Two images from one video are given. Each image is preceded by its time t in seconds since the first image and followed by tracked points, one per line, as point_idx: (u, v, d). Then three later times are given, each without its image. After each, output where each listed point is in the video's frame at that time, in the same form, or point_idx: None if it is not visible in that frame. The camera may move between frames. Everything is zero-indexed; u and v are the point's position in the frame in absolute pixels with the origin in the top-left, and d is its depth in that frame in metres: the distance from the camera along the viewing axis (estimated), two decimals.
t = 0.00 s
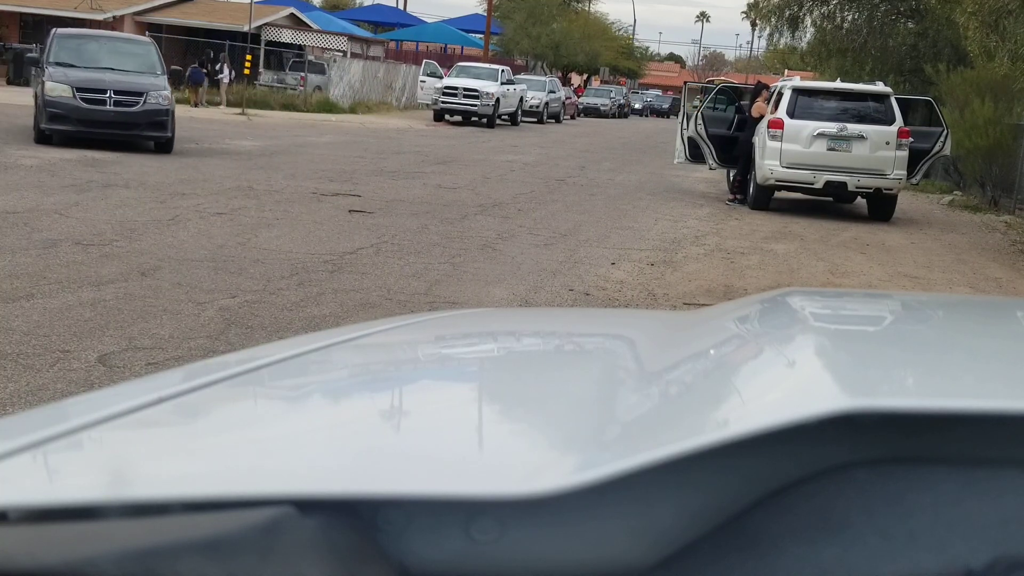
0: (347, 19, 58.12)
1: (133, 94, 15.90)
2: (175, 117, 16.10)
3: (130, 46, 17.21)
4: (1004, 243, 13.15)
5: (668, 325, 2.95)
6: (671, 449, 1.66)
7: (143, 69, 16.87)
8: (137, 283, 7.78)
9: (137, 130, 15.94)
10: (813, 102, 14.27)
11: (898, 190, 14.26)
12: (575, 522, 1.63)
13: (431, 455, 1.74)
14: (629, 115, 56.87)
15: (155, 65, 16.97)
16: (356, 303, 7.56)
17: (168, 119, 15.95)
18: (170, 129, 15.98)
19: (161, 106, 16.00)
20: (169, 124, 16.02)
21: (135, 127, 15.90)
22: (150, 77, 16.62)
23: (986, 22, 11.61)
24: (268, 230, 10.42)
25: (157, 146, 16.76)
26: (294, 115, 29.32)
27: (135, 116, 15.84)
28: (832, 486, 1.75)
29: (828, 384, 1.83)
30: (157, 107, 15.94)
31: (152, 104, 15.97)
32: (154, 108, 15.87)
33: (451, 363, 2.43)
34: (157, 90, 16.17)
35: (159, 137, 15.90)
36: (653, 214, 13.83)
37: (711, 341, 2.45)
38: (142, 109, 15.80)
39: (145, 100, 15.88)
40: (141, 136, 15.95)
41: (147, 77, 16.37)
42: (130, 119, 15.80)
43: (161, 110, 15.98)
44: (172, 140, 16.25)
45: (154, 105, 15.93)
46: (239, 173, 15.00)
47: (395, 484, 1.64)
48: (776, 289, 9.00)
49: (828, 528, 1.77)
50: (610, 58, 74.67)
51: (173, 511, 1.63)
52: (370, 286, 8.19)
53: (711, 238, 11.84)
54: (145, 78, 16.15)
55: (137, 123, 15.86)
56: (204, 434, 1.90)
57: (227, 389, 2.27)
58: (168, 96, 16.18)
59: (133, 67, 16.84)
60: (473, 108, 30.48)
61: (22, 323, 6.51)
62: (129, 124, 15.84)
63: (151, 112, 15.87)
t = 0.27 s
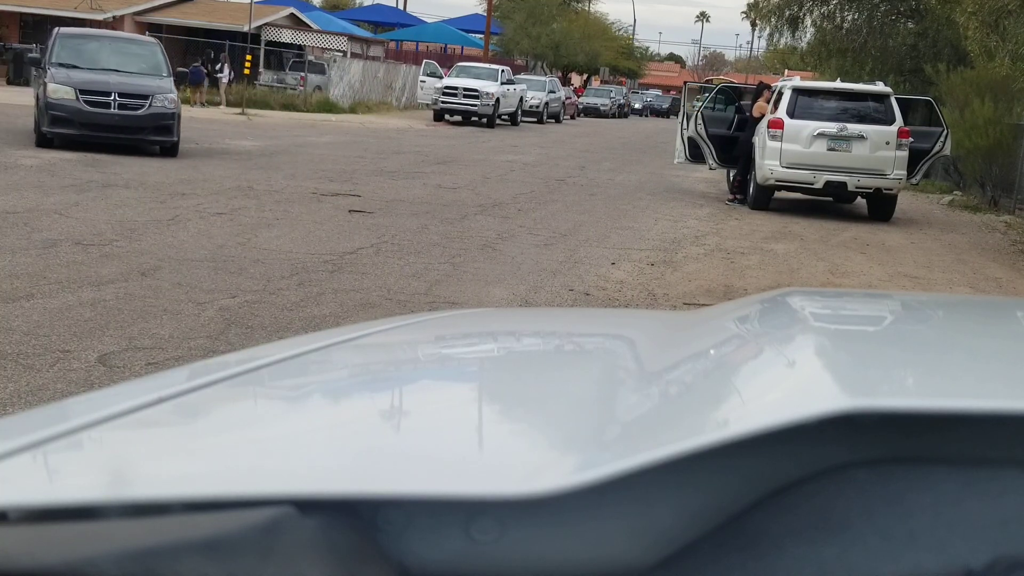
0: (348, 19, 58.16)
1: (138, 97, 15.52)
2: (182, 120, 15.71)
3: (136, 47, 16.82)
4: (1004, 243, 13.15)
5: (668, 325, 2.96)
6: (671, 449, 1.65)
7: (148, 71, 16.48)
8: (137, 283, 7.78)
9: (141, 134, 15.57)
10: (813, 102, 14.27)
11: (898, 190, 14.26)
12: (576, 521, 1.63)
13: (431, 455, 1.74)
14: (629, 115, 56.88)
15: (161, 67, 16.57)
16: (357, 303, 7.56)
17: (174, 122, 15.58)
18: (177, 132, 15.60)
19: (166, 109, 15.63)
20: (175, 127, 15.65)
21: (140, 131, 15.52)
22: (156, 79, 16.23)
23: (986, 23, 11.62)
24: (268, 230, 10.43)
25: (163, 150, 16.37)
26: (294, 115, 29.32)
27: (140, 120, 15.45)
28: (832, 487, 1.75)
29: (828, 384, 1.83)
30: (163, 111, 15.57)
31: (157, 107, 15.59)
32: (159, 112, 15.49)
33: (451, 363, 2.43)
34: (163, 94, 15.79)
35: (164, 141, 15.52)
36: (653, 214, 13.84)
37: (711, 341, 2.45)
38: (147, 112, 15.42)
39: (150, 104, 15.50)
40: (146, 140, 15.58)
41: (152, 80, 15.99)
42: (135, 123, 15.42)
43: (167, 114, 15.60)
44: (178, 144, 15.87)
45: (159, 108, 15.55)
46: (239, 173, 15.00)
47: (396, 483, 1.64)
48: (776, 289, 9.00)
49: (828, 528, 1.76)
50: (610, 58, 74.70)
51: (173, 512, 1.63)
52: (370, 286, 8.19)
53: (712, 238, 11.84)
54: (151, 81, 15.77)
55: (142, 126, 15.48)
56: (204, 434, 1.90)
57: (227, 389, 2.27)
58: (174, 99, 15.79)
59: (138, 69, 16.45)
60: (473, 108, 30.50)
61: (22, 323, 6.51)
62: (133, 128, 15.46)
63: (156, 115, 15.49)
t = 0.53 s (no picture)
0: (348, 19, 58.21)
1: (140, 99, 15.25)
2: (184, 122, 15.43)
3: (139, 48, 16.53)
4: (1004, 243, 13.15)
5: (669, 325, 2.96)
6: (671, 449, 1.66)
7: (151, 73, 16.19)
8: (137, 283, 7.78)
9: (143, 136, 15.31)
10: (813, 102, 14.27)
11: (898, 190, 14.26)
12: (576, 521, 1.63)
13: (430, 455, 1.74)
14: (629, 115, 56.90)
15: (164, 67, 16.27)
16: (357, 303, 7.56)
17: (176, 125, 15.30)
18: (179, 135, 15.32)
19: (168, 111, 15.34)
20: (177, 129, 15.37)
21: (141, 133, 15.26)
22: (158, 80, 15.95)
23: (986, 23, 11.63)
24: (268, 230, 10.43)
25: (166, 153, 16.09)
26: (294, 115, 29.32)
27: (141, 122, 15.19)
28: (832, 487, 1.75)
29: (828, 384, 1.84)
30: (164, 113, 15.30)
31: (160, 109, 15.30)
32: (161, 114, 15.21)
33: (451, 363, 2.43)
34: (165, 95, 15.53)
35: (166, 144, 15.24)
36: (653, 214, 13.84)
37: (711, 341, 2.45)
38: (149, 114, 15.15)
39: (152, 105, 15.22)
40: (147, 143, 15.31)
41: (155, 80, 15.70)
42: (136, 125, 15.16)
43: (169, 116, 15.32)
44: (181, 146, 15.59)
45: (161, 110, 15.27)
46: (239, 173, 15.00)
47: (396, 484, 1.64)
48: (776, 289, 9.00)
49: (828, 528, 1.76)
50: (610, 58, 74.76)
51: (173, 512, 1.63)
52: (370, 286, 8.19)
53: (711, 238, 11.84)
54: (153, 82, 15.48)
55: (143, 129, 15.20)
56: (204, 434, 1.90)
57: (227, 389, 2.27)
58: (177, 100, 15.51)
59: (141, 70, 16.16)
60: (473, 108, 30.51)
61: (22, 323, 6.51)
62: (135, 130, 15.18)
63: (158, 118, 15.23)
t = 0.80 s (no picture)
0: (348, 19, 58.21)
1: (140, 100, 14.81)
2: (187, 123, 15.01)
3: (141, 46, 16.06)
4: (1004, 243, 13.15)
5: (669, 325, 2.95)
6: (671, 449, 1.66)
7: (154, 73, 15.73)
8: (137, 283, 7.78)
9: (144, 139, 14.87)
10: (813, 102, 14.27)
11: (898, 190, 14.26)
12: (576, 520, 1.63)
13: (430, 455, 1.73)
14: (629, 115, 56.90)
15: (167, 67, 15.82)
16: (357, 303, 7.56)
17: (178, 127, 14.87)
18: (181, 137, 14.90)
19: (171, 112, 14.91)
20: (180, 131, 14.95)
21: (142, 135, 14.83)
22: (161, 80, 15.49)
23: (986, 23, 11.62)
24: (268, 231, 10.42)
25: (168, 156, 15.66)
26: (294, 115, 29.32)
27: (141, 124, 14.75)
28: (832, 487, 1.75)
29: (828, 384, 1.83)
30: (165, 115, 14.86)
31: (161, 110, 14.87)
32: (163, 115, 14.79)
33: (451, 362, 2.43)
34: (167, 96, 15.07)
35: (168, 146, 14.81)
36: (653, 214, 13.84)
37: (712, 341, 2.45)
38: (151, 116, 14.71)
39: (153, 107, 14.79)
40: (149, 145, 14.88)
41: (156, 80, 15.27)
42: (137, 128, 14.73)
43: (171, 117, 14.89)
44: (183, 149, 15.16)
45: (163, 111, 14.84)
46: (239, 173, 14.99)
47: (396, 483, 1.64)
48: (776, 290, 9.00)
49: (828, 528, 1.76)
50: (610, 58, 74.77)
51: (173, 512, 1.63)
52: (370, 286, 8.19)
53: (711, 238, 11.84)
54: (154, 82, 15.05)
55: (145, 130, 14.77)
56: (204, 434, 1.90)
57: (227, 389, 2.27)
58: (179, 101, 15.07)
59: (143, 71, 15.71)
60: (473, 108, 30.51)
61: (22, 323, 6.51)
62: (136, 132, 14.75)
63: (160, 119, 14.79)
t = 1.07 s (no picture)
0: (348, 19, 58.22)
1: (138, 102, 14.44)
2: (187, 126, 14.63)
3: (140, 46, 15.70)
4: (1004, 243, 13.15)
5: (669, 325, 2.95)
6: (671, 449, 1.65)
7: (156, 74, 15.34)
8: (137, 283, 7.78)
9: (143, 142, 14.52)
10: (813, 102, 14.27)
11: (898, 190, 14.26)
12: (576, 520, 1.63)
13: (430, 455, 1.73)
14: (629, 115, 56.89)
15: (167, 68, 15.45)
16: (357, 303, 7.56)
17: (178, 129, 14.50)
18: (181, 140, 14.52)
19: (170, 115, 14.53)
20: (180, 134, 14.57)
21: (141, 139, 14.48)
22: (162, 81, 15.10)
23: (986, 22, 11.62)
24: (268, 231, 10.42)
25: (170, 160, 15.30)
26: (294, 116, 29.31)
27: (140, 127, 14.40)
28: (832, 487, 1.75)
29: (829, 384, 1.83)
30: (164, 117, 14.48)
31: (160, 113, 14.50)
32: (162, 118, 14.41)
33: (451, 363, 2.43)
34: (167, 97, 14.69)
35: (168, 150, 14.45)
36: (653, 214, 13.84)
37: (712, 341, 2.45)
38: (149, 119, 14.34)
39: (152, 109, 14.42)
40: (147, 149, 14.54)
41: (155, 81, 14.89)
42: (135, 131, 14.37)
43: (170, 120, 14.51)
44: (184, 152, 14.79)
45: (162, 114, 14.47)
46: (238, 173, 14.99)
47: (395, 483, 1.64)
48: (776, 290, 8.99)
49: (828, 528, 1.76)
50: (610, 58, 74.77)
51: (172, 512, 1.63)
52: (370, 286, 8.19)
53: (711, 238, 11.84)
54: (154, 84, 14.67)
55: (143, 134, 14.40)
56: (204, 434, 1.90)
57: (226, 389, 2.27)
58: (179, 103, 14.69)
59: (144, 72, 15.32)
60: (473, 108, 30.51)
61: (22, 323, 6.51)
62: (134, 135, 14.40)
63: (158, 122, 14.42)
